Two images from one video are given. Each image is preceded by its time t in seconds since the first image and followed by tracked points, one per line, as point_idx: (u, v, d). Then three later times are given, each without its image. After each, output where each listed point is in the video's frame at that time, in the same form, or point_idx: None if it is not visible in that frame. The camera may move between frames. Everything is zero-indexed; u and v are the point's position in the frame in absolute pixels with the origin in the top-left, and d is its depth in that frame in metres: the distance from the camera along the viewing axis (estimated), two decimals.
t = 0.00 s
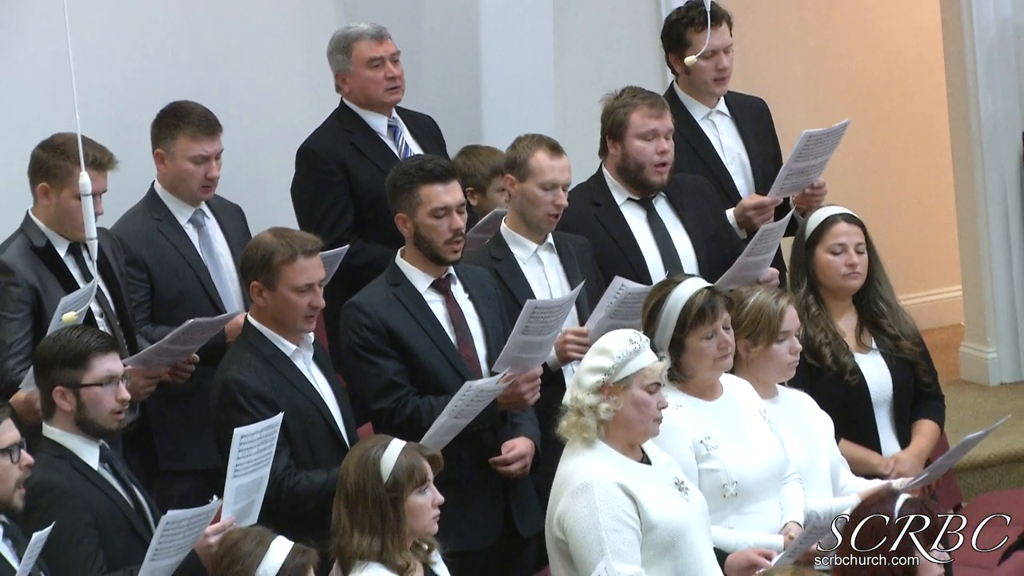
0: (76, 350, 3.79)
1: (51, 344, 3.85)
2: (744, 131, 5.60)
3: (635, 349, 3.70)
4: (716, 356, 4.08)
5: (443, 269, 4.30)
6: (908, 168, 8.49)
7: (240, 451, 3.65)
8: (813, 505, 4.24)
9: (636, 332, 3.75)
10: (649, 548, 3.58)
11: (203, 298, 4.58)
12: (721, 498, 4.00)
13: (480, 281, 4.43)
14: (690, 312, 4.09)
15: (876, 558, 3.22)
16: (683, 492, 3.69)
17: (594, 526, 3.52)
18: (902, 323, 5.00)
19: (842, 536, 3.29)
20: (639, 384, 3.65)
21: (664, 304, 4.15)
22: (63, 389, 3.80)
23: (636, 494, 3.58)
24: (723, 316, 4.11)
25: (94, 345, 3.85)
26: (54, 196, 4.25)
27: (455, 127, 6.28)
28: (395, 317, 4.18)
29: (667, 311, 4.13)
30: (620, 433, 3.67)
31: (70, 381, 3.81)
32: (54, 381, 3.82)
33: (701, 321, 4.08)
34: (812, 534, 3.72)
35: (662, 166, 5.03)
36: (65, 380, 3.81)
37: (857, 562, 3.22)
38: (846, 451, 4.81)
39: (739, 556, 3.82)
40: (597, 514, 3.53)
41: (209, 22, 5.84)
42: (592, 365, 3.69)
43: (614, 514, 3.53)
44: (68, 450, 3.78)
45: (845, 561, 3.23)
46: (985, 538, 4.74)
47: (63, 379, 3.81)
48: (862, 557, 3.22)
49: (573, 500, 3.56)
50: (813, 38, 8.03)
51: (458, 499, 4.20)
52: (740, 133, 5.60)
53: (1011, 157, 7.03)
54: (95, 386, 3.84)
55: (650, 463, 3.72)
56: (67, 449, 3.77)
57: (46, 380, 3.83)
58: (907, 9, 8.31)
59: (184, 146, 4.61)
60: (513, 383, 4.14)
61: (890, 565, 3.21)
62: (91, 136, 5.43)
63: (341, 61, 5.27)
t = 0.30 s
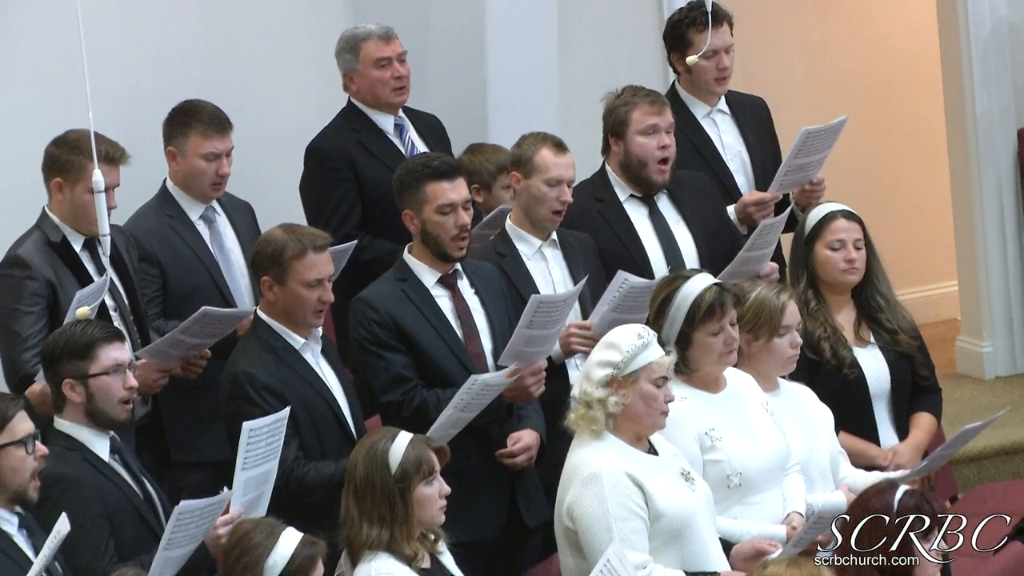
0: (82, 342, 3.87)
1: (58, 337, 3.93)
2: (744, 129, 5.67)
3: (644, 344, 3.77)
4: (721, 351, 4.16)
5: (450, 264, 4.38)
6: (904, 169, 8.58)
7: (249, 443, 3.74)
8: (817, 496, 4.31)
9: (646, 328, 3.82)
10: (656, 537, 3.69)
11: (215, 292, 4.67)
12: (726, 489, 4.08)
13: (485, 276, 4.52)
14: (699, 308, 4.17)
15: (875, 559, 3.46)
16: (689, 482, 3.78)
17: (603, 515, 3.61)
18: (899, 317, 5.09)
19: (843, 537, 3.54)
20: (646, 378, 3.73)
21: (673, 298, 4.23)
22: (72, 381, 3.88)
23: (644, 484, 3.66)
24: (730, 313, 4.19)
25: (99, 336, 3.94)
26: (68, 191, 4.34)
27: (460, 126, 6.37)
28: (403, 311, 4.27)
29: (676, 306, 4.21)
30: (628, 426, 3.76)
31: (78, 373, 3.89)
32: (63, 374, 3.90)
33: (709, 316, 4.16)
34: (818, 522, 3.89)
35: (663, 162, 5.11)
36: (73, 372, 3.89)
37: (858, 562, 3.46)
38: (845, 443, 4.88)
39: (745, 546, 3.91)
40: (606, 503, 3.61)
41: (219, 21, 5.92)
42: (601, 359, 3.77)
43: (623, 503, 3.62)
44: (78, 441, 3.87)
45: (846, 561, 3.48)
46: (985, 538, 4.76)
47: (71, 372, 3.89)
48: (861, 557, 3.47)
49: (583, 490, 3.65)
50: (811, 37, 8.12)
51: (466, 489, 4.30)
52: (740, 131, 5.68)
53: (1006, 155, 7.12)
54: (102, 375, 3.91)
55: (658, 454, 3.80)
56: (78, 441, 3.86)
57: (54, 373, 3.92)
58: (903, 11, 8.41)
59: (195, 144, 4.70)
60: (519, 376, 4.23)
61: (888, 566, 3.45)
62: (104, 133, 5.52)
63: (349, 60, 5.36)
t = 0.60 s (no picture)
0: (92, 337, 3.96)
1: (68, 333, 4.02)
2: (744, 127, 5.76)
3: (652, 338, 3.86)
4: (726, 345, 4.25)
5: (456, 260, 4.47)
6: (899, 170, 8.66)
7: (257, 437, 3.82)
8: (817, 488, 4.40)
9: (654, 322, 3.91)
10: (662, 527, 3.78)
11: (226, 288, 4.75)
12: (729, 479, 4.17)
13: (491, 272, 4.61)
14: (706, 304, 4.25)
15: (876, 558, 3.55)
16: (695, 474, 3.86)
17: (610, 505, 3.69)
18: (896, 311, 5.17)
19: (842, 538, 3.63)
20: (654, 372, 3.81)
21: (680, 293, 4.32)
22: (81, 375, 3.97)
23: (651, 475, 3.75)
24: (735, 308, 4.28)
25: (108, 331, 4.02)
26: (82, 187, 4.42)
27: (464, 124, 6.46)
28: (410, 306, 4.35)
29: (683, 301, 4.30)
30: (636, 418, 3.84)
31: (87, 367, 3.97)
32: (72, 368, 3.99)
33: (715, 312, 4.24)
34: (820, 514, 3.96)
35: (665, 159, 5.19)
36: (82, 366, 3.98)
37: (859, 562, 3.55)
38: (844, 436, 4.97)
39: (749, 538, 3.99)
40: (613, 493, 3.70)
41: (226, 21, 6.03)
42: (610, 353, 3.85)
43: (629, 494, 3.70)
44: (88, 435, 3.95)
45: (846, 561, 3.56)
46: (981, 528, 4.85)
47: (80, 366, 3.98)
48: (861, 557, 3.56)
49: (590, 481, 3.73)
50: (808, 39, 8.20)
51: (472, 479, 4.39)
52: (741, 130, 5.76)
53: (1001, 153, 7.21)
54: (111, 370, 4.00)
55: (664, 446, 3.89)
56: (88, 434, 3.94)
57: (64, 366, 4.01)
58: (899, 14, 8.48)
59: (207, 142, 4.78)
60: (523, 369, 4.32)
61: (888, 565, 3.55)
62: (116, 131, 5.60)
63: (355, 60, 5.45)
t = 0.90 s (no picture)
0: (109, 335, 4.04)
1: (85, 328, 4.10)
2: (745, 126, 5.84)
3: (659, 333, 3.94)
4: (730, 340, 4.34)
5: (462, 257, 4.56)
6: (897, 169, 8.76)
7: (264, 428, 3.86)
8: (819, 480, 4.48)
9: (660, 317, 3.99)
10: (667, 517, 3.86)
11: (237, 283, 4.84)
12: (733, 470, 4.26)
13: (497, 268, 4.69)
14: (712, 299, 4.34)
15: (876, 558, 3.65)
16: (700, 466, 3.95)
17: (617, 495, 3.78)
18: (894, 305, 5.26)
19: (842, 539, 3.72)
20: (661, 366, 3.90)
21: (685, 289, 4.41)
22: (95, 370, 4.05)
23: (657, 466, 3.84)
24: (740, 304, 4.37)
25: (126, 329, 4.10)
26: (95, 184, 4.51)
27: (469, 122, 6.54)
28: (416, 301, 4.43)
29: (689, 296, 4.39)
30: (642, 410, 3.93)
31: (102, 363, 4.05)
32: (87, 362, 4.07)
33: (721, 307, 4.33)
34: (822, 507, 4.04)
35: (665, 157, 5.27)
36: (97, 361, 4.05)
37: (859, 562, 3.64)
38: (842, 428, 5.05)
39: (751, 530, 4.06)
40: (619, 484, 3.79)
41: (236, 21, 6.12)
42: (616, 348, 3.93)
43: (636, 484, 3.79)
44: (100, 428, 4.03)
45: (846, 561, 3.65)
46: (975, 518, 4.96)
47: (95, 361, 4.06)
48: (861, 557, 3.65)
49: (598, 471, 3.82)
50: (807, 38, 8.29)
51: (477, 469, 4.48)
52: (742, 129, 5.85)
53: (997, 152, 7.31)
54: (124, 368, 4.07)
55: (670, 438, 3.97)
56: (100, 428, 4.03)
57: (80, 360, 4.09)
58: (898, 14, 8.57)
59: (219, 140, 4.87)
60: (527, 363, 4.39)
61: (888, 565, 3.65)
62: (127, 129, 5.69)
63: (362, 60, 5.55)
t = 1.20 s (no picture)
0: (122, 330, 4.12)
1: (100, 324, 4.17)
2: (746, 125, 5.93)
3: (664, 327, 4.03)
4: (731, 334, 4.43)
5: (469, 253, 4.64)
6: (898, 168, 8.88)
7: (274, 421, 3.94)
8: (817, 473, 4.57)
9: (666, 311, 4.08)
10: (670, 506, 3.95)
11: (247, 279, 4.93)
12: (736, 461, 4.35)
13: (502, 264, 4.79)
14: (713, 295, 4.42)
15: (875, 558, 3.76)
16: (703, 458, 4.04)
17: (622, 483, 3.87)
18: (890, 300, 5.35)
19: (842, 537, 3.82)
20: (666, 360, 3.99)
21: (687, 285, 4.50)
22: (108, 364, 4.12)
23: (662, 456, 3.93)
24: (741, 299, 4.45)
25: (139, 325, 4.18)
26: (106, 181, 4.60)
27: (473, 122, 6.64)
28: (423, 297, 4.52)
29: (691, 291, 4.47)
30: (647, 401, 4.02)
31: (115, 357, 4.13)
32: (101, 357, 4.14)
33: (722, 302, 4.41)
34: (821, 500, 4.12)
35: (667, 155, 5.36)
36: (111, 356, 4.13)
37: (858, 562, 3.75)
38: (840, 420, 5.14)
39: (751, 522, 4.15)
40: (625, 472, 3.87)
41: (239, 22, 6.25)
42: (622, 340, 4.02)
43: (641, 473, 3.88)
44: (114, 421, 4.12)
45: (847, 560, 3.77)
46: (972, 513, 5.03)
47: (108, 356, 4.14)
48: (861, 556, 3.76)
49: (603, 460, 3.91)
50: (805, 39, 8.46)
51: (481, 461, 4.58)
52: (742, 127, 5.94)
53: (992, 151, 7.42)
54: (137, 363, 4.15)
55: (675, 430, 4.07)
56: (113, 421, 4.11)
57: (93, 355, 4.17)
58: (898, 15, 8.69)
59: (229, 139, 4.97)
60: (531, 356, 4.49)
61: (887, 564, 3.76)
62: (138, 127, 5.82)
63: (372, 59, 5.65)
